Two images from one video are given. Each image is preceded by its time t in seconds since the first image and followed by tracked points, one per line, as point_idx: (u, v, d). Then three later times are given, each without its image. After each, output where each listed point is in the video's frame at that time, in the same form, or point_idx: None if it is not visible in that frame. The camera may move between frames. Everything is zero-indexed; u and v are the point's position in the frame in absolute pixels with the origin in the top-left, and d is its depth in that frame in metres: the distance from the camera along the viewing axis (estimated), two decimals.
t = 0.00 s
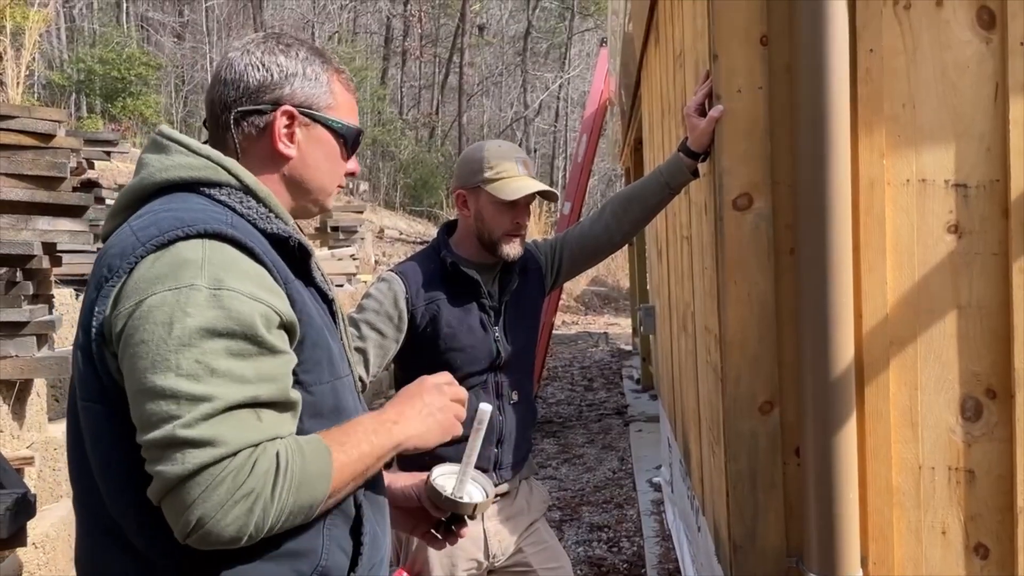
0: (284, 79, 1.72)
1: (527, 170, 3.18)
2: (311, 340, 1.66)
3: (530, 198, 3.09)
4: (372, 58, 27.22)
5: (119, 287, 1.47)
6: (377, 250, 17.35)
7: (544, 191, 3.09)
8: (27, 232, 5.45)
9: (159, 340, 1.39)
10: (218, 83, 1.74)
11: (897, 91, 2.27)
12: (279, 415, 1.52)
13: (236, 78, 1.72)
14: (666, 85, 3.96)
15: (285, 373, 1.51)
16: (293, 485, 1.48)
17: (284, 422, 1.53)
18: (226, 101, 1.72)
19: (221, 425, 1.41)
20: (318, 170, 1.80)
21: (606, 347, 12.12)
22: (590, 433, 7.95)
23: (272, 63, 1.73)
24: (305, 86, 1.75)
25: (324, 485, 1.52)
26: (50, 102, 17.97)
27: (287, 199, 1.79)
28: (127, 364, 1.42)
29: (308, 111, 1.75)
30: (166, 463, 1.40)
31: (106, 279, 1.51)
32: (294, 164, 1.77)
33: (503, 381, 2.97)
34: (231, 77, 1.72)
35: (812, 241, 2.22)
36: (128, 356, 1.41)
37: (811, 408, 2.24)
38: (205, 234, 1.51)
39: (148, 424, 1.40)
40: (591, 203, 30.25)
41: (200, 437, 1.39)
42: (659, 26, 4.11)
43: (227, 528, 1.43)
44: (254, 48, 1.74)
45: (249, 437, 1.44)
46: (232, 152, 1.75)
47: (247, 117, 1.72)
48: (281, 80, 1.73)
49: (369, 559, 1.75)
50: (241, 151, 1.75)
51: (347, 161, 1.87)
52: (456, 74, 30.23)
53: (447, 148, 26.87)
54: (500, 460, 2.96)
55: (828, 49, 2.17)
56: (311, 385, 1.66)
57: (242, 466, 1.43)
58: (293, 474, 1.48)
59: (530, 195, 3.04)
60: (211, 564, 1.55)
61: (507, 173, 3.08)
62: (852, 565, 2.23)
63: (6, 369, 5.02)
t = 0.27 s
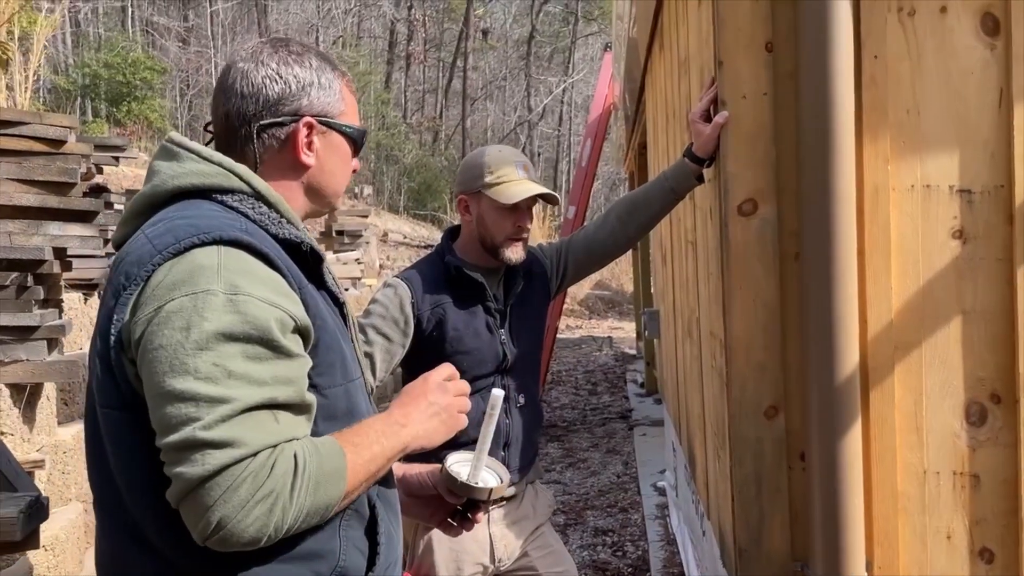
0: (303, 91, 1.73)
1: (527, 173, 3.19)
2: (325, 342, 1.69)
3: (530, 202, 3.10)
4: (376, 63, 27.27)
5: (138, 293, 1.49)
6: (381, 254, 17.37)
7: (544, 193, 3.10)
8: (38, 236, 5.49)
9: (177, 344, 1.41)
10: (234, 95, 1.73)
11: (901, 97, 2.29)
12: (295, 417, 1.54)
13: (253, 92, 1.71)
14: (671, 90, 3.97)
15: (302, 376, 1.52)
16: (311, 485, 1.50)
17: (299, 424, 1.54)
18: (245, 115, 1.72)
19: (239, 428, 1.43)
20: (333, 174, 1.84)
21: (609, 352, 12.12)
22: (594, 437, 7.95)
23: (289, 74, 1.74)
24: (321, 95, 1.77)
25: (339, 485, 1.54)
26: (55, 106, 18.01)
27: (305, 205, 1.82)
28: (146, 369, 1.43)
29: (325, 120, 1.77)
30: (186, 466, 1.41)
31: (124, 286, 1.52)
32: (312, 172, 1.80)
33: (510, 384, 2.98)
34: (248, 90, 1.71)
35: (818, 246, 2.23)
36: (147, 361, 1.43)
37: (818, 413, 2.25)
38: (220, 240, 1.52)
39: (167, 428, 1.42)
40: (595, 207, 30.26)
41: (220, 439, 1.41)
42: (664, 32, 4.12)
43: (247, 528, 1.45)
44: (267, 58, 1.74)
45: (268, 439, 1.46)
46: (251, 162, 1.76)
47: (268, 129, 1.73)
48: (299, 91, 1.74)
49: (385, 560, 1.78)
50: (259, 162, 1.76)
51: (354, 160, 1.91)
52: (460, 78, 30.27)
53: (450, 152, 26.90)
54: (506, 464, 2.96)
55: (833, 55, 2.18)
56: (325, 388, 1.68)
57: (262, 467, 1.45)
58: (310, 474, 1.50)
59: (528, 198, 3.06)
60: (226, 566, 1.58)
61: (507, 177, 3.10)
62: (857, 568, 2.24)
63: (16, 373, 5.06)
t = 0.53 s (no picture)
0: (310, 100, 1.77)
1: (524, 179, 3.20)
2: (339, 347, 1.72)
3: (526, 208, 3.13)
4: (381, 68, 27.36)
5: (158, 306, 1.52)
6: (387, 258, 17.42)
7: (540, 200, 3.13)
8: (54, 244, 5.58)
9: (198, 355, 1.44)
10: (241, 107, 1.75)
11: (903, 106, 2.32)
12: (316, 421, 1.58)
13: (261, 104, 1.75)
14: (676, 97, 4.00)
15: (320, 379, 1.56)
16: (337, 490, 1.54)
17: (320, 429, 1.58)
18: (254, 126, 1.75)
19: (265, 435, 1.47)
20: (338, 178, 1.89)
21: (614, 356, 12.14)
22: (599, 442, 7.97)
23: (294, 84, 1.77)
24: (326, 103, 1.82)
25: (361, 489, 1.59)
26: (63, 111, 18.13)
27: (312, 208, 1.87)
28: (167, 382, 1.47)
29: (330, 127, 1.82)
30: (215, 475, 1.45)
31: (141, 299, 1.56)
32: (319, 178, 1.85)
33: (516, 387, 3.02)
34: (256, 102, 1.75)
35: (823, 254, 2.25)
36: (168, 373, 1.46)
37: (820, 418, 2.28)
38: (235, 250, 1.56)
39: (191, 438, 1.45)
40: (599, 212, 30.29)
41: (247, 447, 1.44)
42: (668, 38, 4.15)
43: (277, 534, 1.49)
44: (272, 69, 1.77)
45: (293, 446, 1.50)
46: (260, 173, 1.79)
47: (277, 139, 1.77)
48: (305, 100, 1.78)
49: (401, 557, 1.82)
50: (268, 171, 1.80)
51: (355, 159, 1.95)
52: (466, 83, 30.34)
53: (456, 157, 26.96)
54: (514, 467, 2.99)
55: (837, 65, 2.21)
56: (340, 391, 1.72)
57: (290, 474, 1.49)
58: (335, 479, 1.54)
59: (521, 203, 3.10)
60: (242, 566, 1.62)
61: (501, 183, 3.13)
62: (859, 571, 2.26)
63: (32, 378, 5.13)
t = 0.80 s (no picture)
0: (310, 104, 1.80)
1: (529, 180, 3.23)
2: (349, 348, 1.75)
3: (533, 209, 3.17)
4: (388, 72, 27.46)
5: (168, 307, 1.55)
6: (393, 262, 17.46)
7: (545, 200, 3.16)
8: (69, 247, 5.64)
9: (208, 356, 1.47)
10: (243, 114, 1.78)
11: (910, 111, 2.33)
12: (329, 424, 1.60)
13: (262, 110, 1.77)
14: (682, 102, 4.03)
15: (331, 380, 1.58)
16: (346, 501, 1.56)
17: (332, 431, 1.60)
18: (257, 133, 1.78)
19: (275, 436, 1.49)
20: (341, 181, 1.91)
21: (620, 360, 12.15)
22: (605, 446, 7.98)
23: (294, 89, 1.80)
24: (326, 106, 1.84)
25: (372, 508, 1.61)
26: (73, 115, 18.24)
27: (316, 210, 1.89)
28: (178, 382, 1.49)
29: (331, 128, 1.84)
30: (225, 475, 1.47)
31: (150, 302, 1.59)
32: (323, 181, 1.87)
33: (524, 390, 3.04)
34: (257, 109, 1.77)
35: (830, 258, 2.27)
36: (179, 374, 1.49)
37: (828, 421, 2.29)
38: (244, 252, 1.58)
39: (202, 438, 1.48)
40: (605, 216, 30.31)
41: (258, 447, 1.47)
42: (675, 44, 4.18)
43: (284, 539, 1.51)
44: (271, 75, 1.80)
45: (307, 452, 1.53)
46: (265, 177, 1.82)
47: (281, 143, 1.79)
48: (306, 104, 1.81)
49: (410, 557, 1.84)
50: (273, 175, 1.82)
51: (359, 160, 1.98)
52: (472, 87, 30.42)
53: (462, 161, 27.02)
54: (522, 469, 3.01)
55: (844, 71, 2.23)
56: (349, 390, 1.74)
57: (300, 480, 1.51)
58: (345, 491, 1.56)
59: (526, 205, 3.13)
60: (252, 566, 1.65)
61: (507, 186, 3.17)
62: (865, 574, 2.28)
63: (46, 379, 5.18)
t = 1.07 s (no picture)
0: (313, 115, 1.82)
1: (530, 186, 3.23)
2: (346, 354, 1.76)
3: (534, 216, 3.20)
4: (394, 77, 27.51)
5: (162, 315, 1.57)
6: (399, 267, 17.49)
7: (545, 207, 3.17)
8: (75, 254, 5.69)
9: (200, 362, 1.49)
10: (246, 124, 1.80)
11: (911, 120, 2.34)
12: (320, 431, 1.61)
13: (266, 120, 1.79)
14: (686, 109, 4.04)
15: (322, 387, 1.59)
16: (336, 504, 1.58)
17: (325, 438, 1.62)
18: (259, 142, 1.80)
19: (265, 442, 1.51)
20: (342, 192, 1.93)
21: (626, 365, 12.15)
22: (610, 451, 7.99)
23: (298, 100, 1.82)
24: (329, 118, 1.86)
25: (362, 509, 1.62)
26: (80, 120, 18.31)
27: (317, 220, 1.90)
28: (170, 388, 1.51)
29: (333, 140, 1.86)
30: (215, 481, 1.49)
31: (145, 308, 1.61)
32: (323, 192, 1.89)
33: (527, 395, 3.05)
34: (260, 119, 1.79)
35: (830, 266, 2.28)
36: (171, 380, 1.51)
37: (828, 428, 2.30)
38: (238, 259, 1.60)
39: (192, 445, 1.50)
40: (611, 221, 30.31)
41: (247, 454, 1.48)
42: (679, 51, 4.19)
43: (273, 544, 1.52)
44: (276, 86, 1.82)
45: (295, 457, 1.54)
46: (266, 187, 1.84)
47: (282, 154, 1.82)
48: (309, 115, 1.83)
49: (407, 562, 1.85)
50: (274, 185, 1.84)
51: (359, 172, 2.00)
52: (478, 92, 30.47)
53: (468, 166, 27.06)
54: (524, 474, 3.03)
55: (844, 80, 2.25)
56: (346, 396, 1.76)
57: (288, 485, 1.52)
58: (335, 494, 1.58)
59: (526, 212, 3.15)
60: (248, 570, 1.66)
61: (507, 193, 3.18)
62: None
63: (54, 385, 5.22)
